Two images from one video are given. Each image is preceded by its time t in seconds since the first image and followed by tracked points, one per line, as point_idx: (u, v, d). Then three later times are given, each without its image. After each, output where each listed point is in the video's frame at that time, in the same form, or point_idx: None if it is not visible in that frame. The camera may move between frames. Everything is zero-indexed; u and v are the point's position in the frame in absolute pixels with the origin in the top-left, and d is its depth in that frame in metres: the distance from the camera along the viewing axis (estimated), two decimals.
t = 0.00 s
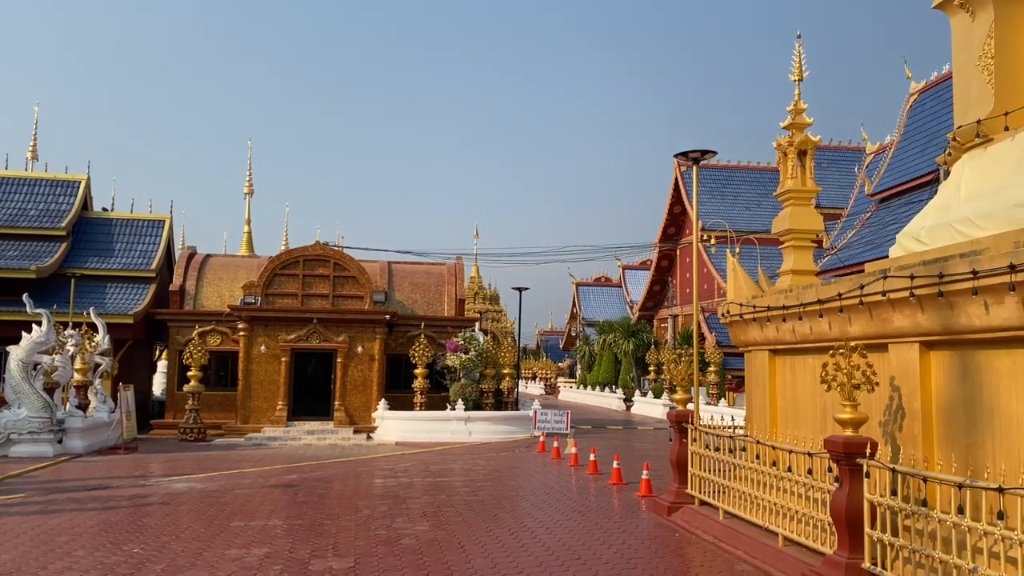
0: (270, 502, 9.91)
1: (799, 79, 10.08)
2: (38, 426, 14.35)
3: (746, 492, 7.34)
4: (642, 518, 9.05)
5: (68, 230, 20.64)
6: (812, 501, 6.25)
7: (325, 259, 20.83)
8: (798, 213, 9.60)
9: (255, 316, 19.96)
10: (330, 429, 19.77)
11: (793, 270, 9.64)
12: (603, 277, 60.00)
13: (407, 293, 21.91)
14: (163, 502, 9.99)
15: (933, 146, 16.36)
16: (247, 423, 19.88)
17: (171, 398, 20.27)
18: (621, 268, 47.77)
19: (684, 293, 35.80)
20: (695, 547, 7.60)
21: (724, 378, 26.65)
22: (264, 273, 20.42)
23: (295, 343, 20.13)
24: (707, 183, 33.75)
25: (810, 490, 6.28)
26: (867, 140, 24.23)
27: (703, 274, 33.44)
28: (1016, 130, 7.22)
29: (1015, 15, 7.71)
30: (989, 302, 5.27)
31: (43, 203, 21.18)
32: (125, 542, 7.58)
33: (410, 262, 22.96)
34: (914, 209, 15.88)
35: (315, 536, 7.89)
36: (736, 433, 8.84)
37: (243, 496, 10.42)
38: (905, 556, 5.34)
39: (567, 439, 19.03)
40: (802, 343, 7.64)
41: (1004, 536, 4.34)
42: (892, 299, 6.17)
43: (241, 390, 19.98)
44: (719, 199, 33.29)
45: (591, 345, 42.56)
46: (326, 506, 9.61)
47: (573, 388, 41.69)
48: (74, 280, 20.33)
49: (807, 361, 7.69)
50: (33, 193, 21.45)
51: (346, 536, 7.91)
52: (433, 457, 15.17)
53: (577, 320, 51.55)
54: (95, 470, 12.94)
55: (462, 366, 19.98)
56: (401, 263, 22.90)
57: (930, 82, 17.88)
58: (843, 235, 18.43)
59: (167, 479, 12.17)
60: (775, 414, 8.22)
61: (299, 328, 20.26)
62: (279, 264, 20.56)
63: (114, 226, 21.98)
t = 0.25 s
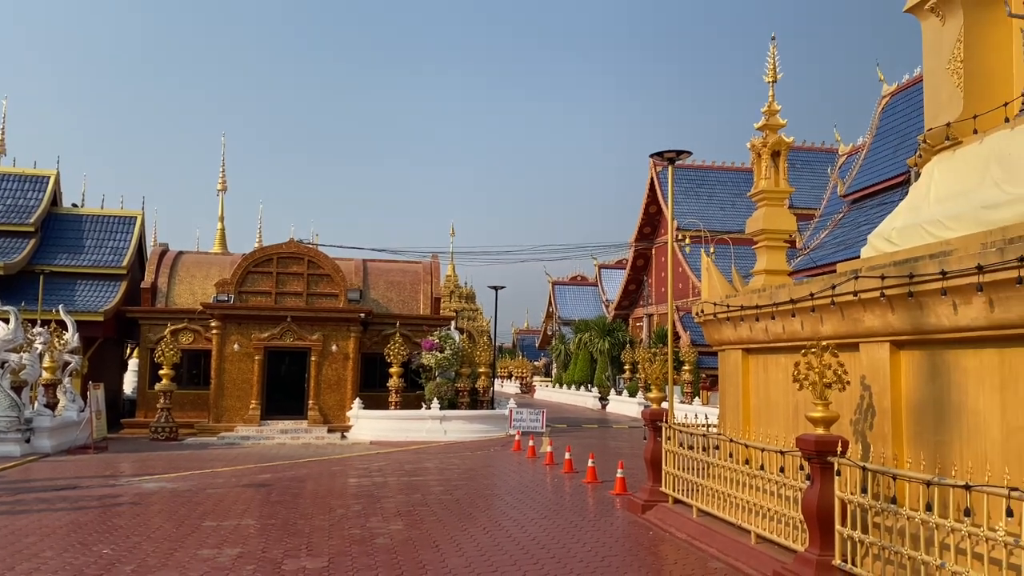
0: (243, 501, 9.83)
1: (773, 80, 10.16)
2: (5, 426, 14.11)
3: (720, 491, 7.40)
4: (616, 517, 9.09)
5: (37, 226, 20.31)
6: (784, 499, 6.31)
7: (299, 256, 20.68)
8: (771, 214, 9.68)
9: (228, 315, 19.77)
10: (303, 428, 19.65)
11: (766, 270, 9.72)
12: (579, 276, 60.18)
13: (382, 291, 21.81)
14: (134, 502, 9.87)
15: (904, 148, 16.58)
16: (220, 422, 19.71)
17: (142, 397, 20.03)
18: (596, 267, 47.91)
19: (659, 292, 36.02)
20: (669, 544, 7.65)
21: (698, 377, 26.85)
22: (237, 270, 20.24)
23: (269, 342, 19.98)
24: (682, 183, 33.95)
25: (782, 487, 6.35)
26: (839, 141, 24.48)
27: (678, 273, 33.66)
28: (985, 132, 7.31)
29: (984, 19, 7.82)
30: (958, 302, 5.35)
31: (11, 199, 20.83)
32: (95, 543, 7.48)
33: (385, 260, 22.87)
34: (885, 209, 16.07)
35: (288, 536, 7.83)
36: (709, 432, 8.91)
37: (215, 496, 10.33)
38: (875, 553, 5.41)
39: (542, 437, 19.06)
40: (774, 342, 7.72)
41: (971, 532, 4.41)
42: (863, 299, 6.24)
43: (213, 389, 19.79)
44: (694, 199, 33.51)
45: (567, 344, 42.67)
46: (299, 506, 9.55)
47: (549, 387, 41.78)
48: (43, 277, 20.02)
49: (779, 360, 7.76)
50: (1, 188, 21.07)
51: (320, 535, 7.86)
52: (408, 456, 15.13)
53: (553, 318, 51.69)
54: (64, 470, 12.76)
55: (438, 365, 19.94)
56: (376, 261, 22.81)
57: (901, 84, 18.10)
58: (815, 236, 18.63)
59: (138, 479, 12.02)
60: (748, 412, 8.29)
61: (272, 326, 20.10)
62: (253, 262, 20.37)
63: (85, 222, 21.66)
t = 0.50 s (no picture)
0: (218, 501, 9.74)
1: (749, 81, 10.24)
2: None
3: (696, 488, 7.45)
4: (592, 515, 9.12)
5: (7, 223, 19.99)
6: (759, 496, 6.36)
7: (275, 255, 20.52)
8: (746, 214, 9.76)
9: (203, 313, 19.58)
10: (279, 428, 19.53)
11: (741, 269, 9.79)
12: (556, 274, 60.30)
13: (359, 290, 21.71)
14: (107, 502, 9.76)
15: (878, 149, 16.77)
16: (195, 422, 19.53)
17: (115, 396, 19.80)
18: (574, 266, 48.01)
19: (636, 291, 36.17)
20: (645, 542, 7.69)
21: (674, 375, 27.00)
22: (212, 268, 20.05)
23: (244, 341, 19.82)
24: (659, 183, 34.10)
25: (757, 485, 6.40)
26: (813, 141, 24.69)
27: (655, 272, 33.82)
28: (957, 133, 7.41)
29: (955, 23, 7.94)
30: (930, 301, 5.42)
31: None
32: (66, 544, 7.39)
33: (362, 259, 22.77)
34: (858, 210, 16.26)
35: (264, 536, 7.78)
36: (685, 430, 8.96)
37: (190, 496, 10.23)
38: (848, 550, 5.48)
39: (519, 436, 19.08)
40: (749, 341, 7.79)
41: (942, 528, 4.47)
42: (837, 298, 6.31)
43: (188, 388, 19.60)
44: (670, 199, 33.69)
45: (544, 343, 42.73)
46: (275, 505, 9.48)
47: (526, 386, 41.82)
48: (14, 275, 19.72)
49: (754, 359, 7.83)
50: None
51: (296, 535, 7.81)
52: (385, 455, 15.07)
53: (530, 317, 51.76)
54: (35, 471, 12.57)
55: (415, 364, 19.89)
56: (353, 260, 22.69)
57: (875, 86, 18.31)
58: (790, 235, 18.79)
59: (110, 479, 11.88)
60: (724, 410, 8.35)
61: (247, 325, 19.93)
62: (228, 260, 20.19)
63: (56, 219, 21.36)
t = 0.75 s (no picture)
0: (193, 502, 9.66)
1: (725, 81, 10.30)
2: None
3: (673, 486, 7.48)
4: (570, 513, 9.14)
5: None
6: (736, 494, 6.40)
7: (251, 253, 20.34)
8: (723, 214, 9.82)
9: (178, 312, 19.39)
10: (256, 428, 19.39)
11: (718, 269, 9.85)
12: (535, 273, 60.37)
13: (336, 289, 21.59)
14: (80, 504, 9.64)
15: (853, 150, 16.93)
16: (170, 422, 19.35)
17: (89, 397, 19.57)
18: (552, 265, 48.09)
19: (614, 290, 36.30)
20: (623, 540, 7.72)
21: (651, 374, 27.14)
22: (187, 267, 19.86)
23: (220, 340, 19.65)
24: (637, 183, 34.23)
25: (734, 483, 6.44)
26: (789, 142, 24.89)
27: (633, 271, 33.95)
28: (929, 134, 7.51)
29: (928, 24, 8.02)
30: (903, 300, 5.49)
31: None
32: (38, 547, 7.29)
33: (340, 258, 22.65)
34: (833, 210, 16.41)
35: (241, 537, 7.72)
36: (663, 428, 9.00)
37: (165, 497, 10.13)
38: (823, 546, 5.53)
39: (497, 435, 19.09)
40: (726, 340, 7.84)
41: (916, 525, 4.52)
42: (812, 297, 6.37)
43: (163, 388, 19.41)
44: (648, 198, 33.84)
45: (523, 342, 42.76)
46: (251, 506, 9.42)
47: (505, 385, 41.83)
48: None
49: (731, 357, 7.88)
50: None
51: (273, 536, 7.77)
52: (362, 455, 15.01)
53: (509, 316, 51.80)
54: (6, 472, 12.39)
55: (393, 363, 19.82)
56: (330, 259, 22.56)
57: (849, 87, 18.48)
58: (766, 235, 18.93)
59: (83, 480, 11.73)
60: (701, 408, 8.40)
61: (223, 324, 19.76)
62: (203, 259, 20.01)
63: (28, 217, 21.06)
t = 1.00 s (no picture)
0: (168, 504, 9.57)
1: (701, 82, 10.35)
2: None
3: (650, 484, 7.51)
4: (548, 512, 9.14)
5: None
6: (712, 491, 6.44)
7: (227, 253, 20.16)
8: (699, 213, 9.87)
9: (153, 312, 19.18)
10: (232, 428, 19.24)
11: (694, 268, 9.90)
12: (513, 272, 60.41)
13: (313, 289, 21.45)
14: (52, 507, 9.51)
15: (827, 150, 17.09)
16: (144, 423, 19.14)
17: (61, 398, 19.31)
18: (530, 265, 48.12)
19: (592, 290, 36.40)
20: (600, 539, 7.74)
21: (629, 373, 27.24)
22: (162, 267, 19.65)
23: (195, 340, 19.46)
24: (614, 182, 34.33)
25: (710, 480, 6.48)
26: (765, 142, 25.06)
27: (610, 271, 34.06)
28: (902, 135, 7.59)
29: (900, 26, 8.11)
30: (876, 299, 5.55)
31: None
32: (9, 551, 7.18)
33: (317, 257, 22.53)
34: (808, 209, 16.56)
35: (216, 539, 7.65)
36: (640, 426, 9.03)
37: (139, 499, 10.02)
38: (798, 543, 5.58)
39: (475, 435, 19.08)
40: (702, 338, 7.88)
41: (890, 521, 4.56)
42: (787, 296, 6.43)
43: (137, 389, 19.19)
44: (625, 198, 33.96)
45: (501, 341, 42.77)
46: (227, 507, 9.34)
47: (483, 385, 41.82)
48: None
49: (707, 356, 7.93)
50: None
51: (248, 537, 7.71)
52: (339, 455, 14.93)
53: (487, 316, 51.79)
54: None
55: (370, 363, 19.72)
56: (306, 258, 22.43)
57: (824, 88, 18.65)
58: (742, 234, 19.06)
59: (56, 483, 11.58)
60: (678, 406, 8.44)
61: (198, 324, 19.58)
62: (178, 259, 19.81)
63: None
